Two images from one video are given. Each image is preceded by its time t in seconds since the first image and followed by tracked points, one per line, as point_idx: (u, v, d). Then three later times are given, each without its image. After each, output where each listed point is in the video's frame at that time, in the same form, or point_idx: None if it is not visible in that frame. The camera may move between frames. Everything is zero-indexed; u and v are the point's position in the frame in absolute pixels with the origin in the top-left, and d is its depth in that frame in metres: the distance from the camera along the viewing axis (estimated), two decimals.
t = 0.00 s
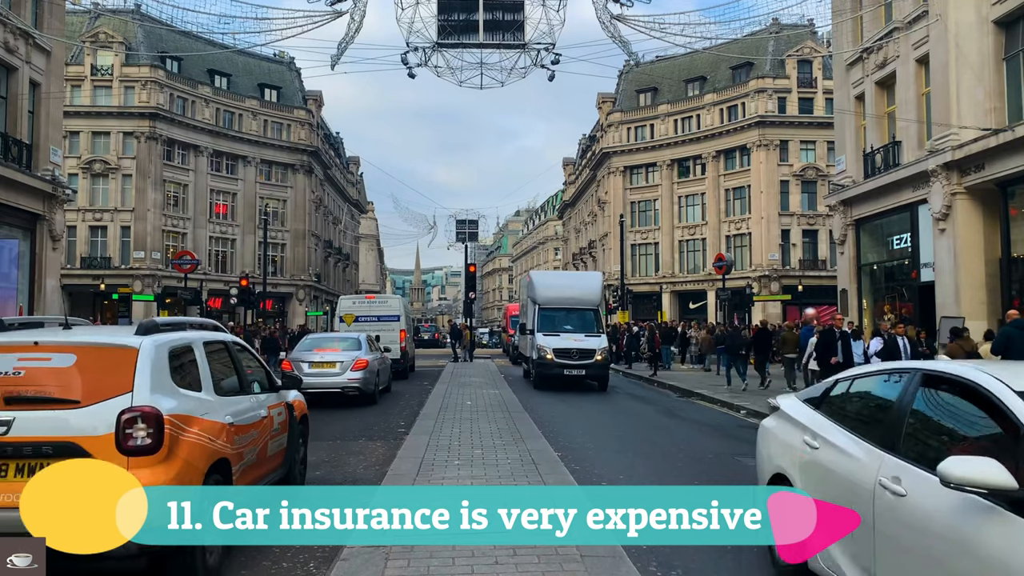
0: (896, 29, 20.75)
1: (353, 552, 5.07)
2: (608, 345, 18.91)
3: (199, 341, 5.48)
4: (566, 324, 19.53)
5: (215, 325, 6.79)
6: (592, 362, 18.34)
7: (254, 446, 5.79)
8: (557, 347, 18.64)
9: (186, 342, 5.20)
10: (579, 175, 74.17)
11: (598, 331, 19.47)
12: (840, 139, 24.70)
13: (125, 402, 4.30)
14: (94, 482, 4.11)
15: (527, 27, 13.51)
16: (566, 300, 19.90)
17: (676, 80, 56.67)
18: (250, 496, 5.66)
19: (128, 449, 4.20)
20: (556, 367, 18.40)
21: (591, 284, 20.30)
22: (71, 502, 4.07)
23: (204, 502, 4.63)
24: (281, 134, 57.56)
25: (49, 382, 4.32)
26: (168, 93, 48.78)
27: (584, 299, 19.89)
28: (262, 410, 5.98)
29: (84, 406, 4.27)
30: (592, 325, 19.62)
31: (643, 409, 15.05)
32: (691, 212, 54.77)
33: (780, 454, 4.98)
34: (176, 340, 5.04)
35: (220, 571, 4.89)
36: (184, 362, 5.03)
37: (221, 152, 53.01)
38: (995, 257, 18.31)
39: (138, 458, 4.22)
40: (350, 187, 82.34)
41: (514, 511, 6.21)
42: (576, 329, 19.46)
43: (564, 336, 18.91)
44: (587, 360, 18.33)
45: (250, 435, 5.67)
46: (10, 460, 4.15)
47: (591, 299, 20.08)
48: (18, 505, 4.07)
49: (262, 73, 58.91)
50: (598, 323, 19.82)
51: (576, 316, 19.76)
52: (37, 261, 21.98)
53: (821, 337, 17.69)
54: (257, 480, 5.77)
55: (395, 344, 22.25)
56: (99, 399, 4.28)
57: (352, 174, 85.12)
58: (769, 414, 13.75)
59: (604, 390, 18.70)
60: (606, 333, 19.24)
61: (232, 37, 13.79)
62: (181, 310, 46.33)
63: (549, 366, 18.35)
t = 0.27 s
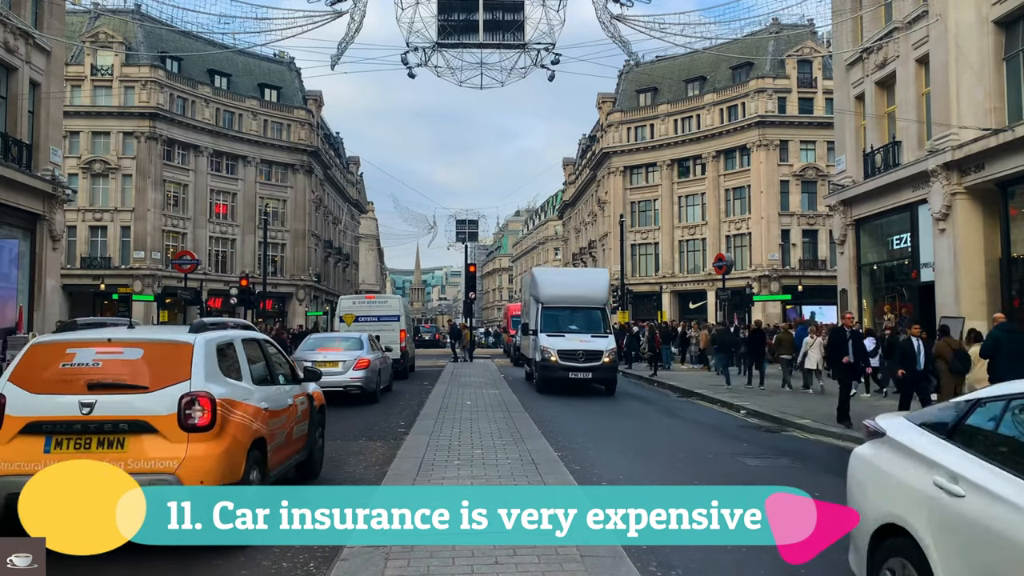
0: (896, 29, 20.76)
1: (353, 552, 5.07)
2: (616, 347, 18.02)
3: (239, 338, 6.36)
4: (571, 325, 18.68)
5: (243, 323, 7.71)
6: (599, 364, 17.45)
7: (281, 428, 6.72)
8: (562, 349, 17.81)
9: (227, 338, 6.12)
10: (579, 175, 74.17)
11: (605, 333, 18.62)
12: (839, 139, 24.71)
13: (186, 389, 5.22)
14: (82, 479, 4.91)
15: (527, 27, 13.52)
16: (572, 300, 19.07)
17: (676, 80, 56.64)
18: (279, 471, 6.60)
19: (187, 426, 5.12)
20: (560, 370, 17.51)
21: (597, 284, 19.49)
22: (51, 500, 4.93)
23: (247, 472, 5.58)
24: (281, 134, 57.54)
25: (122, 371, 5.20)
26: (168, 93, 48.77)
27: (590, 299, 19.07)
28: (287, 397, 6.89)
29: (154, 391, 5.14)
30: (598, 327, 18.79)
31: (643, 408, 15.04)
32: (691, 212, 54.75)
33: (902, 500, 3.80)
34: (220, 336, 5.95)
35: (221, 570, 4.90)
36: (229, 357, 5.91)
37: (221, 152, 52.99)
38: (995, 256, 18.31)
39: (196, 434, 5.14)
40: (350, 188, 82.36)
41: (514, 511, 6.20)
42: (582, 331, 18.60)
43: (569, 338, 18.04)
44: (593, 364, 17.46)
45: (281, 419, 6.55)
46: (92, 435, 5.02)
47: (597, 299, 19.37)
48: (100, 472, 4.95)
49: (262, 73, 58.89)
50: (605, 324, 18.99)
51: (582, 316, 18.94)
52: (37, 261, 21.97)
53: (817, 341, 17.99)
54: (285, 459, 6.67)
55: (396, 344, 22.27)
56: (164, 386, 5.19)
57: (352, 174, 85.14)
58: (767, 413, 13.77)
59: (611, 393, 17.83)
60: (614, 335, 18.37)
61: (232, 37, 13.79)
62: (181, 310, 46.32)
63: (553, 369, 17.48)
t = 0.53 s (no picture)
0: (896, 29, 20.76)
1: (353, 552, 5.07)
2: (626, 348, 16.91)
3: (271, 335, 7.04)
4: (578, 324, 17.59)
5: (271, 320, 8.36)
6: (608, 367, 16.36)
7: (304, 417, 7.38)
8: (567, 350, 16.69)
9: (260, 334, 6.77)
10: (579, 175, 74.15)
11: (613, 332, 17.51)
12: (840, 139, 24.70)
13: (228, 378, 5.85)
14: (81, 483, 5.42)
15: (527, 27, 13.52)
16: (577, 298, 17.98)
17: (676, 80, 56.64)
18: (303, 454, 7.27)
19: (229, 411, 5.75)
20: (567, 373, 16.41)
21: (604, 280, 18.38)
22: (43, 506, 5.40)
23: (278, 454, 6.21)
24: (281, 134, 57.56)
25: (173, 362, 5.84)
26: (168, 93, 48.82)
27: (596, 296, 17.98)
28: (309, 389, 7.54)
29: (202, 379, 5.79)
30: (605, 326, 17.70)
31: (643, 408, 15.02)
32: (691, 212, 54.75)
33: None
34: (255, 333, 6.60)
35: (220, 571, 4.90)
36: (263, 352, 6.58)
37: (221, 152, 53.00)
38: (995, 256, 18.31)
39: (236, 418, 5.77)
40: (350, 187, 82.33)
41: (512, 511, 6.20)
42: (589, 330, 17.50)
43: (576, 338, 16.93)
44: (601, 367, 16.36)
45: (304, 408, 7.25)
46: (149, 417, 5.68)
47: (605, 296, 18.19)
48: (156, 450, 5.61)
49: (262, 73, 58.91)
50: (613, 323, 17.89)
51: (588, 314, 17.85)
52: (37, 261, 21.98)
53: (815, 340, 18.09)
54: (306, 445, 7.38)
55: (396, 344, 22.30)
56: (210, 375, 5.84)
57: (352, 174, 85.14)
58: (767, 413, 13.76)
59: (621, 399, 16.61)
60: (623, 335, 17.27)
61: (232, 37, 13.80)
62: (181, 310, 46.33)
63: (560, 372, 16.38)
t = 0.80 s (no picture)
0: (896, 29, 20.75)
1: (353, 552, 5.07)
2: (643, 351, 14.99)
3: (292, 335, 8.09)
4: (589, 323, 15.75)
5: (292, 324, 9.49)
6: (623, 372, 14.39)
7: (323, 408, 8.44)
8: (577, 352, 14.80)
9: (287, 335, 7.85)
10: (579, 175, 74.13)
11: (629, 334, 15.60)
12: (840, 139, 24.69)
13: (261, 372, 6.89)
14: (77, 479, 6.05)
15: (527, 27, 13.52)
16: (588, 295, 16.11)
17: (676, 80, 56.66)
18: (323, 441, 8.31)
19: (262, 400, 6.78)
20: (577, 378, 14.50)
21: (619, 274, 16.46)
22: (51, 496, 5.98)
23: (303, 439, 7.20)
24: (281, 134, 57.57)
25: (213, 359, 6.88)
26: (168, 93, 48.82)
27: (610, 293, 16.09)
28: (326, 383, 8.59)
29: (238, 373, 6.83)
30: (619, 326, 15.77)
31: (645, 411, 14.94)
32: (691, 212, 54.76)
33: None
34: (282, 333, 7.68)
35: (220, 571, 4.91)
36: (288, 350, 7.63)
37: (221, 152, 53.00)
38: (995, 256, 18.31)
39: (268, 406, 6.79)
40: (349, 187, 82.32)
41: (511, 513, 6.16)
42: (602, 331, 15.60)
43: (586, 340, 15.08)
44: (616, 374, 14.45)
45: (322, 399, 8.31)
46: (194, 405, 6.69)
47: (618, 293, 16.25)
48: (200, 433, 6.61)
49: (262, 73, 58.93)
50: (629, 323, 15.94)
51: (600, 313, 15.96)
52: (37, 261, 21.97)
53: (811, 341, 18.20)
54: (324, 431, 8.44)
55: (396, 344, 22.33)
56: (245, 369, 6.87)
57: (352, 174, 85.14)
58: (767, 413, 13.75)
59: (637, 408, 14.67)
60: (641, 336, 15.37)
61: (232, 37, 13.80)
62: (181, 310, 46.33)
63: (569, 378, 14.51)
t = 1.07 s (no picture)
0: (896, 29, 20.74)
1: (353, 552, 5.07)
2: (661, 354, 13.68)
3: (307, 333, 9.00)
4: (600, 324, 14.41)
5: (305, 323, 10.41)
6: (641, 377, 13.05)
7: (335, 400, 9.39)
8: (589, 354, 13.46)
9: (302, 333, 8.77)
10: (579, 175, 74.14)
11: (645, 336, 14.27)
12: (840, 139, 24.68)
13: (280, 366, 7.78)
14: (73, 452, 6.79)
15: (527, 27, 13.52)
16: (599, 293, 14.77)
17: (676, 80, 56.66)
18: (333, 430, 9.22)
19: (282, 391, 7.67)
20: (590, 385, 13.17)
21: (633, 270, 15.13)
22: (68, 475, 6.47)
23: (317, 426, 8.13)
24: (281, 134, 57.57)
25: (237, 354, 7.76)
26: (168, 93, 48.82)
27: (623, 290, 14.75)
28: (337, 376, 9.51)
29: (261, 366, 7.72)
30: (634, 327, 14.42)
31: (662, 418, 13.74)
32: (690, 212, 54.77)
33: None
34: (298, 331, 8.60)
35: (220, 571, 4.91)
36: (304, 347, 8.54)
37: (221, 152, 52.99)
38: (995, 257, 18.31)
39: (287, 396, 7.69)
40: (350, 187, 82.34)
41: (508, 515, 6.12)
42: (615, 332, 14.25)
43: (599, 342, 13.72)
44: (633, 381, 13.11)
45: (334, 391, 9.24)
46: (221, 395, 7.57)
47: (632, 290, 14.92)
48: (226, 421, 7.48)
49: (262, 73, 58.92)
50: (645, 324, 14.58)
51: (613, 312, 14.61)
52: (37, 261, 21.97)
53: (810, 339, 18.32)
54: (335, 420, 9.40)
55: (396, 345, 22.36)
56: (267, 364, 7.76)
57: (352, 174, 85.15)
58: (767, 413, 13.75)
59: (654, 416, 13.36)
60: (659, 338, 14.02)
61: (232, 37, 13.80)
62: (181, 310, 46.34)
63: (580, 385, 13.14)
